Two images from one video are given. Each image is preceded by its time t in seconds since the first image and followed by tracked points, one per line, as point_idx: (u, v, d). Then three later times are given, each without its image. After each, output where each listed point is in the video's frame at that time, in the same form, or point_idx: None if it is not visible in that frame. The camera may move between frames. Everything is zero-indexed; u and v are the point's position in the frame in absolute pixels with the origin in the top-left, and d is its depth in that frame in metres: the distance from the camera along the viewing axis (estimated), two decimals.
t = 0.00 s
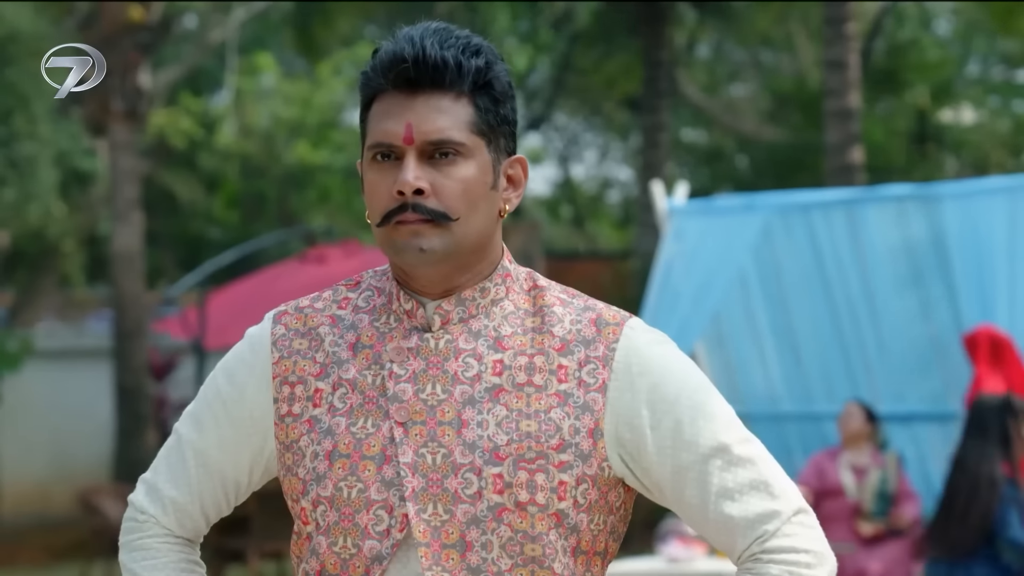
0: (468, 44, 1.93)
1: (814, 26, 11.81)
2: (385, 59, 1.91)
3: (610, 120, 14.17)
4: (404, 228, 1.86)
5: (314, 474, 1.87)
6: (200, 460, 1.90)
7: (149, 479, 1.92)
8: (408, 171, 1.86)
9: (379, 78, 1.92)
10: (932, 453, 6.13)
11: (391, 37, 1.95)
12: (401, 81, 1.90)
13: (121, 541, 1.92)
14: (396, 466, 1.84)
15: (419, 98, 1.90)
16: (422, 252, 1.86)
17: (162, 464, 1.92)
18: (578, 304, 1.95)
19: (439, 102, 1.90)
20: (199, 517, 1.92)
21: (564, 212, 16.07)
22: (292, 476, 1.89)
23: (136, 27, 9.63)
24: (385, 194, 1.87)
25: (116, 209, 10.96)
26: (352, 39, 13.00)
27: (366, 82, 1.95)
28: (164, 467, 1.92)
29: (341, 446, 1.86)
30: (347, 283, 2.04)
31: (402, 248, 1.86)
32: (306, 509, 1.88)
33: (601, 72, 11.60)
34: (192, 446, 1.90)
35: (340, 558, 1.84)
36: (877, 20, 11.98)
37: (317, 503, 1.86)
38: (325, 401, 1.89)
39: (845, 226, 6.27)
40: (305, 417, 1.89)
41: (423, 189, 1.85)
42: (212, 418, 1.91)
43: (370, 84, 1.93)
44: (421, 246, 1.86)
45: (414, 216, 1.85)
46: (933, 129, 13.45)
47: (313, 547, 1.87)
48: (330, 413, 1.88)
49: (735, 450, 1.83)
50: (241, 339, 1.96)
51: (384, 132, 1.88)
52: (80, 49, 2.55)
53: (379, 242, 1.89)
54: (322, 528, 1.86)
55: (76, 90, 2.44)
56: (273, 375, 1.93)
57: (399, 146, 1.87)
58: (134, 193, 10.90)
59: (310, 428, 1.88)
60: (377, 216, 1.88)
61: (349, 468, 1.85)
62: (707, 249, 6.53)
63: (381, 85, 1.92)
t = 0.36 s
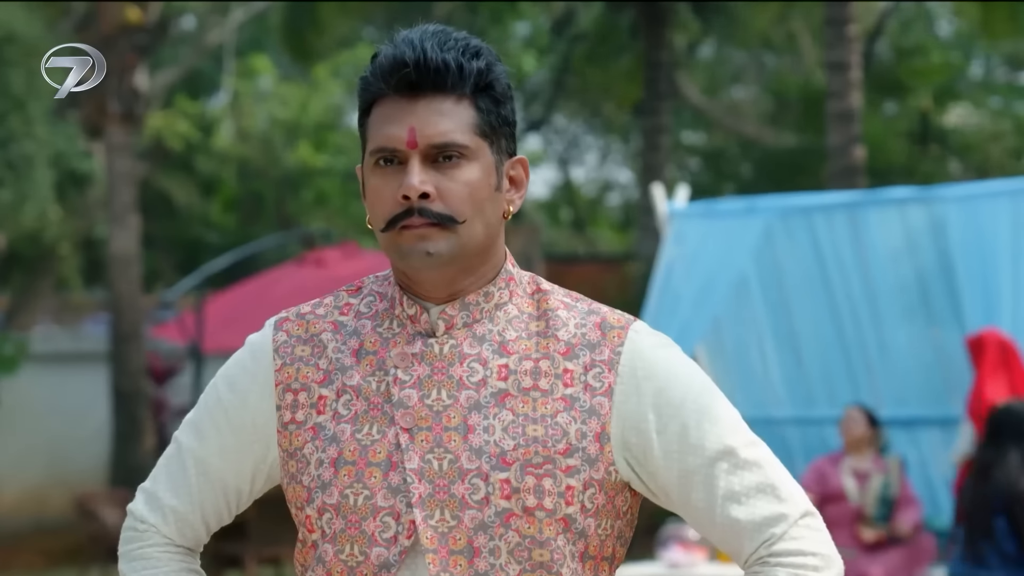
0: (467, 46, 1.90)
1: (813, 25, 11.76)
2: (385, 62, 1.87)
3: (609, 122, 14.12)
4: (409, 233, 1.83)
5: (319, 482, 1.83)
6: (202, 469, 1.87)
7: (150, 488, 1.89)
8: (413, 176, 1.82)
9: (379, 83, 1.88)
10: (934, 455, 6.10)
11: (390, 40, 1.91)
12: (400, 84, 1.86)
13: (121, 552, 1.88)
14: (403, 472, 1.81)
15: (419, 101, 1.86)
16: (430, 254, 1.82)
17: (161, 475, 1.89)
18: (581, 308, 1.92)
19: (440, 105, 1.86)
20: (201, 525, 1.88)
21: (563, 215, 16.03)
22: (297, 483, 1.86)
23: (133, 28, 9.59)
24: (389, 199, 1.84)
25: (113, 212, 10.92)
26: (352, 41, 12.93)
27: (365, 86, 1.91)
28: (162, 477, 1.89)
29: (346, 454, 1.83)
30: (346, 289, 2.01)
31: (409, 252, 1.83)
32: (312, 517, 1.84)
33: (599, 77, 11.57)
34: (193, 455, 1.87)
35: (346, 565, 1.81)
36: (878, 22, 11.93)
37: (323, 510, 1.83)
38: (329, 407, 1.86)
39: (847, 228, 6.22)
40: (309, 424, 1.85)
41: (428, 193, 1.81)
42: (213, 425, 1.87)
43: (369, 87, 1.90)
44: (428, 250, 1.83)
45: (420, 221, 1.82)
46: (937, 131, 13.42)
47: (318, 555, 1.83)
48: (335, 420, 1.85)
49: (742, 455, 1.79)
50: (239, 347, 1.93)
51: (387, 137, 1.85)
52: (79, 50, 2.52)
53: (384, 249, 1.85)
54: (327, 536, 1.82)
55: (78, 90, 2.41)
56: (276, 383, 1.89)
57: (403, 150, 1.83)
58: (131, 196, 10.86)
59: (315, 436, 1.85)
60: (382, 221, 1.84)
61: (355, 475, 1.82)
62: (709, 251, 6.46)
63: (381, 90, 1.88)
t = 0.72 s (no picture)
0: (470, 51, 1.88)
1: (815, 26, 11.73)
2: (388, 69, 1.86)
3: (609, 122, 14.09)
4: (415, 240, 1.81)
5: (326, 487, 1.82)
6: (207, 473, 1.85)
7: (156, 492, 1.87)
8: (418, 184, 1.81)
9: (382, 90, 1.87)
10: (935, 456, 6.10)
11: (393, 45, 1.90)
12: (403, 92, 1.85)
13: (126, 556, 1.87)
14: (410, 478, 1.79)
15: (424, 108, 1.85)
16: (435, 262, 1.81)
17: (165, 479, 1.88)
18: (587, 310, 1.90)
19: (445, 112, 1.85)
20: (207, 528, 1.87)
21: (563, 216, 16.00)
22: (303, 487, 1.84)
23: (131, 28, 9.57)
24: (394, 208, 1.83)
25: (112, 213, 10.89)
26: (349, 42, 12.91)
27: (369, 91, 1.90)
28: (168, 481, 1.87)
29: (352, 458, 1.82)
30: (350, 291, 1.99)
31: (415, 260, 1.81)
32: (318, 522, 1.83)
33: (600, 77, 11.54)
34: (199, 459, 1.85)
35: (353, 570, 1.79)
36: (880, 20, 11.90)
37: (330, 515, 1.81)
38: (335, 412, 1.84)
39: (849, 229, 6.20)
40: (314, 429, 1.84)
41: (433, 202, 1.80)
42: (217, 430, 1.86)
43: (373, 93, 1.88)
44: (434, 258, 1.82)
45: (426, 230, 1.81)
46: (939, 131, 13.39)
47: (325, 561, 1.81)
48: (341, 425, 1.83)
49: (749, 457, 1.78)
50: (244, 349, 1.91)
51: (390, 145, 1.84)
52: (80, 50, 2.50)
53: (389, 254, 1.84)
54: (334, 541, 1.81)
55: (80, 92, 2.40)
56: (281, 387, 1.88)
57: (407, 159, 1.82)
58: (130, 197, 10.85)
59: (321, 441, 1.83)
60: (387, 228, 1.83)
61: (362, 480, 1.81)
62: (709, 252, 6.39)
63: (384, 96, 1.87)
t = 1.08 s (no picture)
0: (475, 50, 1.92)
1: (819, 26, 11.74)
2: (393, 69, 1.89)
3: (609, 121, 14.09)
4: (419, 240, 1.85)
5: (327, 486, 1.85)
6: (209, 471, 1.89)
7: (156, 490, 1.91)
8: (422, 184, 1.84)
9: (387, 89, 1.90)
10: (934, 456, 6.04)
11: (397, 44, 1.93)
12: (407, 90, 1.88)
13: (127, 552, 1.90)
14: (411, 476, 1.83)
15: (427, 108, 1.88)
16: (438, 262, 1.85)
17: (166, 477, 1.91)
18: (590, 311, 1.94)
19: (449, 111, 1.88)
20: (207, 526, 1.90)
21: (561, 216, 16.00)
22: (304, 486, 1.88)
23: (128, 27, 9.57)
24: (397, 208, 1.86)
25: (108, 213, 10.88)
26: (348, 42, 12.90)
27: (374, 90, 1.93)
28: (168, 478, 1.91)
29: (353, 457, 1.85)
30: (354, 290, 2.03)
31: (418, 261, 1.85)
32: (319, 520, 1.86)
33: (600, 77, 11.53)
34: (200, 458, 1.89)
35: (353, 568, 1.83)
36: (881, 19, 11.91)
37: (330, 514, 1.85)
38: (337, 410, 1.88)
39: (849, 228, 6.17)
40: (317, 427, 1.87)
41: (436, 202, 1.84)
42: (219, 428, 1.89)
43: (378, 93, 1.92)
44: (437, 258, 1.85)
45: (429, 229, 1.84)
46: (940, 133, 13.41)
47: (326, 560, 1.85)
48: (342, 424, 1.87)
49: (750, 458, 1.81)
50: (249, 346, 1.95)
51: (393, 144, 1.87)
52: (80, 48, 2.51)
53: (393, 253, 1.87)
54: (335, 540, 1.84)
55: (79, 91, 2.41)
56: (283, 384, 1.91)
57: (411, 158, 1.85)
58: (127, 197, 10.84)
59: (322, 439, 1.87)
60: (391, 228, 1.87)
61: (363, 479, 1.84)
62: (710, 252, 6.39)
63: (388, 95, 1.90)
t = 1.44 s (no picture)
0: (475, 50, 1.88)
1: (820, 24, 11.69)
2: (392, 69, 1.86)
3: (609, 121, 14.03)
4: (417, 241, 1.81)
5: (322, 485, 1.82)
6: (205, 471, 1.85)
7: (153, 490, 1.87)
8: (420, 185, 1.81)
9: (386, 89, 1.87)
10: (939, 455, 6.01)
11: (397, 44, 1.90)
12: (405, 91, 1.85)
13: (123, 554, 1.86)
14: (407, 476, 1.79)
15: (426, 109, 1.85)
16: (435, 263, 1.81)
17: (163, 477, 1.87)
18: (590, 310, 1.90)
19: (448, 112, 1.85)
20: (202, 527, 1.86)
21: (562, 215, 15.93)
22: (300, 486, 1.84)
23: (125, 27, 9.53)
24: (396, 208, 1.83)
25: (106, 212, 10.83)
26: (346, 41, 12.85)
27: (373, 90, 1.90)
28: (164, 478, 1.87)
29: (350, 456, 1.81)
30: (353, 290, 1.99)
31: (416, 261, 1.81)
32: (314, 520, 1.83)
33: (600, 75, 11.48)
34: (196, 456, 1.85)
35: (349, 569, 1.79)
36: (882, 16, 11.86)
37: (326, 513, 1.81)
38: (334, 409, 1.84)
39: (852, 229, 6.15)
40: (313, 426, 1.84)
41: (435, 203, 1.80)
42: (216, 429, 1.85)
43: (377, 94, 1.89)
44: (435, 259, 1.82)
45: (427, 230, 1.81)
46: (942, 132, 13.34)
47: (321, 561, 1.81)
48: (339, 422, 1.83)
49: (752, 459, 1.77)
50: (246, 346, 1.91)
51: (391, 145, 1.84)
52: (78, 50, 2.47)
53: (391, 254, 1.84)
54: (330, 540, 1.81)
55: (75, 92, 2.37)
56: (281, 383, 1.88)
57: (409, 159, 1.82)
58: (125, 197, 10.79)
59: (319, 438, 1.83)
60: (389, 228, 1.83)
61: (359, 479, 1.80)
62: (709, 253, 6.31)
63: (387, 95, 1.87)
